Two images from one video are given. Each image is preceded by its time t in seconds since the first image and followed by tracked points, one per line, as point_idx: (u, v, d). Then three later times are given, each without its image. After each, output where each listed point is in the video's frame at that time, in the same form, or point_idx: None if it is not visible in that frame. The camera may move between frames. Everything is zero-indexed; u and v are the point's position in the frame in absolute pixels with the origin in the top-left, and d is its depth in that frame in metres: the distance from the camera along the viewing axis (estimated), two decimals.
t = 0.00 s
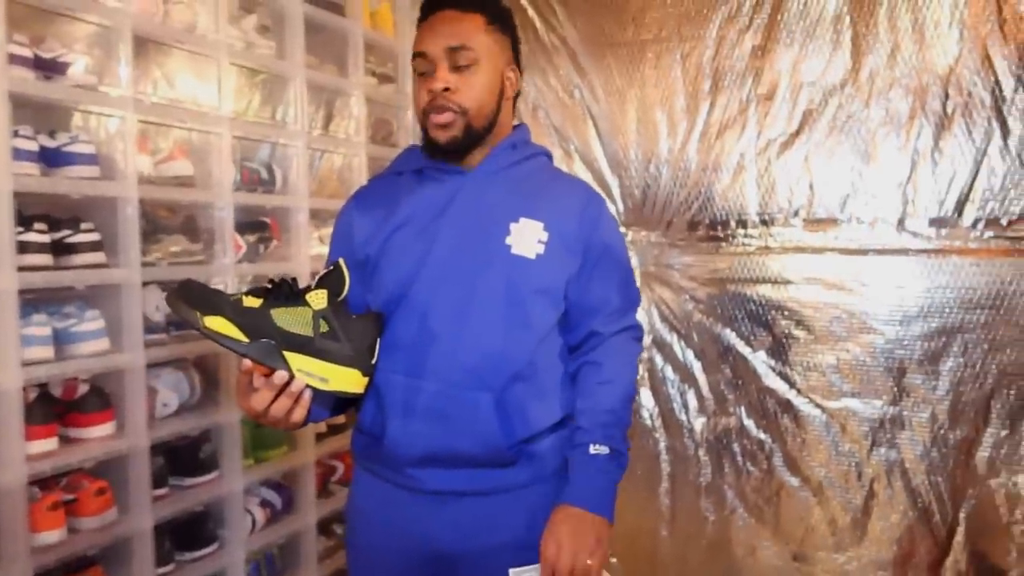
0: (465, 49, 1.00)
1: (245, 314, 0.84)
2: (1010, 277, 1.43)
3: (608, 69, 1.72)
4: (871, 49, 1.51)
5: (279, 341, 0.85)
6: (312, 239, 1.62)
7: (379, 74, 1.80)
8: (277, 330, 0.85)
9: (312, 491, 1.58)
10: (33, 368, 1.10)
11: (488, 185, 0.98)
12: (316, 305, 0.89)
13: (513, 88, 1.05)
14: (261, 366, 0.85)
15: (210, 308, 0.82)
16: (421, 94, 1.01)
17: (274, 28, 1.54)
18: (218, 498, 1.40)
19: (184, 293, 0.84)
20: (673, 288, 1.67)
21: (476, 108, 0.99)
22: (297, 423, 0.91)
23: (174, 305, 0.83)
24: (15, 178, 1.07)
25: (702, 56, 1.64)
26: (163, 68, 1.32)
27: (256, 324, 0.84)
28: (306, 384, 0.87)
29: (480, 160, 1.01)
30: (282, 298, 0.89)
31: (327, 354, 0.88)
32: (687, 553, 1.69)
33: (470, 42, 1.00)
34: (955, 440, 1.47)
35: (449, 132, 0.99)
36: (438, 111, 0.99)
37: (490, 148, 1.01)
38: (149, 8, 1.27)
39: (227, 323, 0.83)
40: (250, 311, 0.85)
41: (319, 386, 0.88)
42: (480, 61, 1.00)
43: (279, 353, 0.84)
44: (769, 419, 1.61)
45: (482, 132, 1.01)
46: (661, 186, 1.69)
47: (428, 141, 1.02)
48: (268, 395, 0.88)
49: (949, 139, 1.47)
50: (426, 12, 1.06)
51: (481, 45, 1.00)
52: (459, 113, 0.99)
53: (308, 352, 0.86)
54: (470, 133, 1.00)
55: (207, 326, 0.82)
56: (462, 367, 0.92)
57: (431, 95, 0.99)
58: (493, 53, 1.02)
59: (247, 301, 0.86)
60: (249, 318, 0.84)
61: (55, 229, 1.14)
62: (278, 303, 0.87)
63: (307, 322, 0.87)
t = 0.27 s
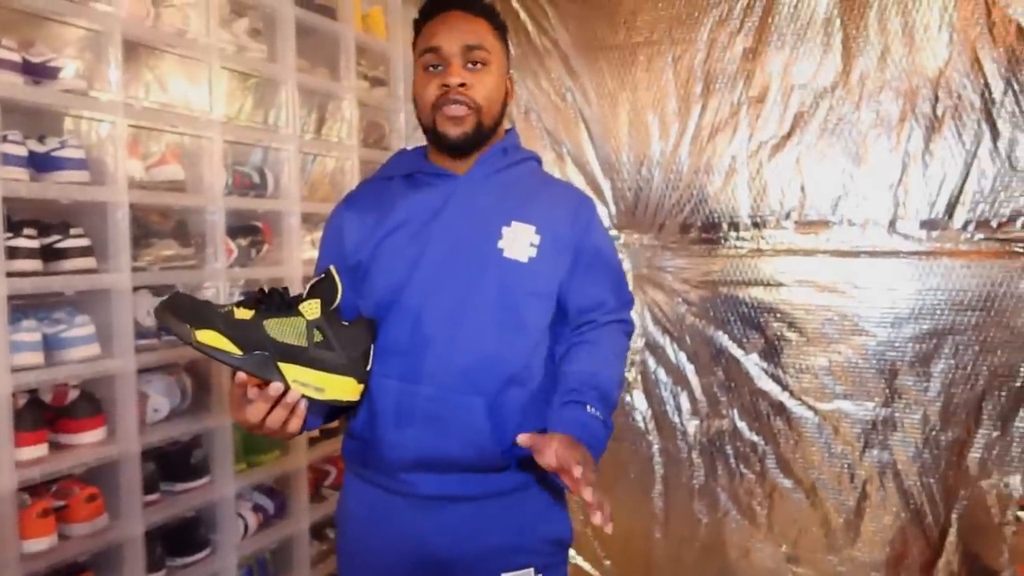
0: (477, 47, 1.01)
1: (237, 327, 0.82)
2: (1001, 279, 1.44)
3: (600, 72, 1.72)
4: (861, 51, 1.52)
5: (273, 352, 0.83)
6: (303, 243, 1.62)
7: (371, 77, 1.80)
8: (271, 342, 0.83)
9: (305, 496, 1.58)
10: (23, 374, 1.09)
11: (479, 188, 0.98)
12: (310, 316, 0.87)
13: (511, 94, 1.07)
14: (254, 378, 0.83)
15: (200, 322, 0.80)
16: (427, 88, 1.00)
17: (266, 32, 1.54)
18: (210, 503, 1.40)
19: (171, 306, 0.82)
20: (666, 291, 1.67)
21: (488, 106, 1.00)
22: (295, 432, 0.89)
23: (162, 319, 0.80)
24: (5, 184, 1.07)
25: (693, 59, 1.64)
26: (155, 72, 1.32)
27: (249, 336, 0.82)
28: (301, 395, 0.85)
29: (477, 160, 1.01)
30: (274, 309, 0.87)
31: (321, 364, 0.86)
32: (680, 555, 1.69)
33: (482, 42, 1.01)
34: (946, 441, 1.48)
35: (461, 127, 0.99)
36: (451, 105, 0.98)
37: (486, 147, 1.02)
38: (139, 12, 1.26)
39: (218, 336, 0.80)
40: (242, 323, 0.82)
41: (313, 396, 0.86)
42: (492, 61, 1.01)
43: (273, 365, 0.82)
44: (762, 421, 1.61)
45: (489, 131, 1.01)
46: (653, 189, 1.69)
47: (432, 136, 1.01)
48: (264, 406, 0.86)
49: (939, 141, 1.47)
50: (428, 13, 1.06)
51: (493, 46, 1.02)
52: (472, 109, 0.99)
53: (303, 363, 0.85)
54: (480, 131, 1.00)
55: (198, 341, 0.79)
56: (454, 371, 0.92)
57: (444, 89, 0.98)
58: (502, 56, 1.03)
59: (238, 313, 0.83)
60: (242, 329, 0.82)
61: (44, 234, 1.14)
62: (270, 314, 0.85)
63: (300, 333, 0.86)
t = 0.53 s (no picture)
0: (463, 53, 1.01)
1: (218, 334, 0.84)
2: (994, 280, 1.43)
3: (592, 75, 1.72)
4: (852, 52, 1.51)
5: (252, 360, 0.85)
6: (296, 248, 1.62)
7: (364, 82, 1.80)
8: (251, 349, 0.85)
9: (299, 501, 1.57)
10: (11, 382, 1.09)
11: (464, 193, 0.98)
12: (291, 325, 0.89)
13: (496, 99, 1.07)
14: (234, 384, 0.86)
15: (182, 327, 0.83)
16: (412, 92, 1.00)
17: (256, 37, 1.53)
18: (204, 509, 1.39)
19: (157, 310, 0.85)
20: (659, 293, 1.67)
21: (473, 112, 1.00)
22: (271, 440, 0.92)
23: (148, 322, 0.84)
24: None
25: (685, 62, 1.64)
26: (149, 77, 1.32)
27: (228, 344, 0.84)
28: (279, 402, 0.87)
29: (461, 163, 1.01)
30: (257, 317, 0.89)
31: (301, 373, 0.87)
32: (676, 558, 1.69)
33: (469, 47, 1.01)
34: (940, 442, 1.48)
35: (445, 132, 0.99)
36: (435, 111, 0.99)
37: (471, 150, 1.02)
38: (128, 18, 1.26)
39: (198, 341, 0.83)
40: (223, 330, 0.85)
41: (292, 404, 0.88)
42: (478, 67, 1.01)
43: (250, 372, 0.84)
44: (756, 423, 1.61)
45: (474, 136, 1.02)
46: (647, 192, 1.69)
47: (416, 140, 1.01)
48: (242, 413, 0.89)
49: (931, 142, 1.47)
50: (416, 15, 1.06)
51: (480, 52, 1.02)
52: (456, 115, 0.99)
53: (281, 371, 0.86)
54: (464, 137, 1.01)
55: (178, 345, 0.83)
56: (439, 376, 0.92)
57: (429, 93, 0.99)
58: (489, 62, 1.03)
59: (221, 319, 0.86)
60: (222, 336, 0.85)
61: (33, 241, 1.14)
62: (252, 321, 0.87)
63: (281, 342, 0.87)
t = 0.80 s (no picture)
0: (452, 58, 1.01)
1: (191, 345, 0.87)
2: (999, 284, 1.41)
3: (594, 80, 1.72)
4: (855, 56, 1.50)
5: (229, 365, 0.87)
6: (298, 254, 1.62)
7: (366, 88, 1.80)
8: (226, 355, 0.87)
9: (301, 507, 1.57)
10: (10, 389, 1.09)
11: (458, 202, 1.00)
12: (261, 323, 0.91)
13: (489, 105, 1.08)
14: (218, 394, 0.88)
15: (155, 345, 0.86)
16: (401, 98, 1.01)
17: (258, 44, 1.54)
18: (205, 515, 1.39)
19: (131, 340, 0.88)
20: (662, 299, 1.66)
21: (461, 117, 1.01)
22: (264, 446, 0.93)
23: (123, 353, 0.87)
24: None
25: (687, 66, 1.64)
26: (156, 83, 1.34)
27: (203, 354, 0.87)
28: (265, 403, 0.88)
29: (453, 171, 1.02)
30: (228, 323, 0.92)
31: (280, 369, 0.89)
32: (679, 565, 1.67)
33: (458, 52, 1.02)
34: (946, 449, 1.46)
35: (432, 137, 1.00)
36: (423, 116, 0.99)
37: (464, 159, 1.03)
38: (129, 26, 1.27)
39: (174, 359, 0.86)
40: (195, 341, 0.88)
41: (279, 403, 0.89)
42: (468, 73, 1.02)
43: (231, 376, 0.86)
44: (760, 429, 1.59)
45: (462, 142, 1.02)
46: (649, 197, 1.68)
47: (405, 145, 1.02)
48: (230, 421, 0.90)
49: (935, 145, 1.46)
50: (411, 18, 1.06)
51: (469, 57, 1.02)
52: (444, 120, 1.00)
53: (261, 370, 0.88)
54: (452, 142, 1.01)
55: (154, 363, 0.86)
56: (432, 384, 0.93)
57: (416, 99, 0.99)
58: (479, 67, 1.04)
59: (192, 333, 0.89)
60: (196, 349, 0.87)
61: (32, 248, 1.15)
62: (222, 328, 0.89)
63: (254, 342, 0.89)
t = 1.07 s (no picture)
0: (454, 64, 1.01)
1: (175, 363, 0.88)
2: (1012, 288, 1.39)
3: (601, 83, 1.71)
4: (864, 58, 1.49)
5: (218, 375, 0.88)
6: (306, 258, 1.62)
7: (374, 92, 1.80)
8: (214, 368, 0.89)
9: (308, 511, 1.57)
10: (17, 394, 1.10)
11: (458, 208, 1.00)
12: (243, 330, 0.92)
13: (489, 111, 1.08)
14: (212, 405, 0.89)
15: (140, 370, 0.87)
16: (403, 102, 1.01)
17: (265, 50, 1.55)
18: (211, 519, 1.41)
19: (117, 369, 0.89)
20: (670, 303, 1.65)
21: (462, 123, 1.01)
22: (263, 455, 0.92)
23: (112, 382, 0.88)
24: None
25: (694, 69, 1.63)
26: (169, 90, 1.38)
27: (190, 369, 0.88)
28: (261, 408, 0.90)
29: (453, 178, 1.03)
30: (209, 334, 0.93)
31: (269, 372, 0.91)
32: (688, 570, 1.66)
33: (460, 59, 1.02)
34: (958, 455, 1.44)
35: (434, 143, 1.00)
36: (425, 121, 0.99)
37: (464, 166, 1.03)
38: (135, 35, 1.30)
39: (163, 379, 0.87)
40: (180, 358, 0.89)
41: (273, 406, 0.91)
42: (469, 79, 1.02)
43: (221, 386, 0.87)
44: (769, 434, 1.58)
45: (463, 148, 1.02)
46: (657, 201, 1.67)
47: (407, 150, 1.01)
48: (226, 430, 0.89)
49: (946, 148, 1.44)
50: (412, 23, 1.06)
51: (471, 64, 1.03)
52: (446, 125, 0.99)
53: (251, 376, 0.89)
54: (454, 149, 1.01)
55: (143, 387, 0.87)
56: (432, 391, 0.93)
57: (418, 104, 0.99)
58: (480, 74, 1.04)
59: (175, 351, 0.90)
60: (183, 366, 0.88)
61: (39, 254, 1.16)
62: (205, 342, 0.91)
63: (238, 349, 0.91)
